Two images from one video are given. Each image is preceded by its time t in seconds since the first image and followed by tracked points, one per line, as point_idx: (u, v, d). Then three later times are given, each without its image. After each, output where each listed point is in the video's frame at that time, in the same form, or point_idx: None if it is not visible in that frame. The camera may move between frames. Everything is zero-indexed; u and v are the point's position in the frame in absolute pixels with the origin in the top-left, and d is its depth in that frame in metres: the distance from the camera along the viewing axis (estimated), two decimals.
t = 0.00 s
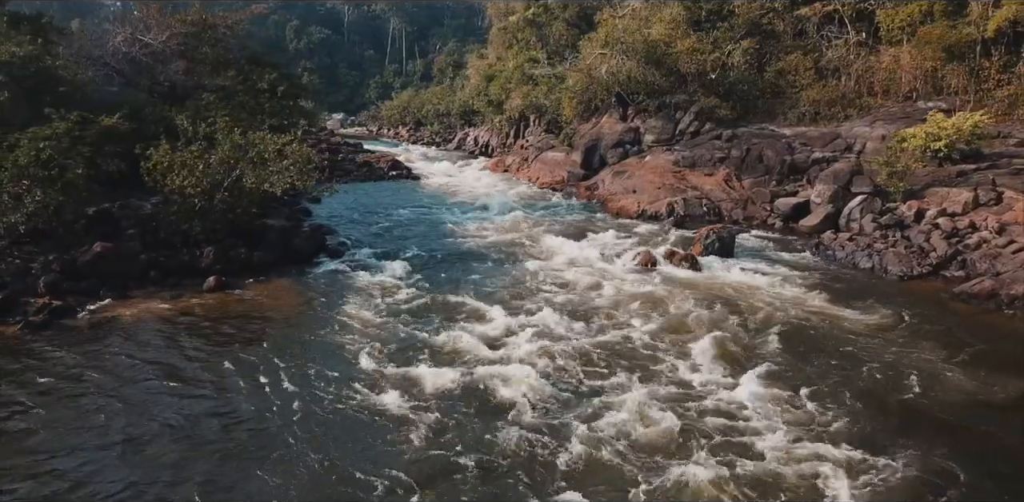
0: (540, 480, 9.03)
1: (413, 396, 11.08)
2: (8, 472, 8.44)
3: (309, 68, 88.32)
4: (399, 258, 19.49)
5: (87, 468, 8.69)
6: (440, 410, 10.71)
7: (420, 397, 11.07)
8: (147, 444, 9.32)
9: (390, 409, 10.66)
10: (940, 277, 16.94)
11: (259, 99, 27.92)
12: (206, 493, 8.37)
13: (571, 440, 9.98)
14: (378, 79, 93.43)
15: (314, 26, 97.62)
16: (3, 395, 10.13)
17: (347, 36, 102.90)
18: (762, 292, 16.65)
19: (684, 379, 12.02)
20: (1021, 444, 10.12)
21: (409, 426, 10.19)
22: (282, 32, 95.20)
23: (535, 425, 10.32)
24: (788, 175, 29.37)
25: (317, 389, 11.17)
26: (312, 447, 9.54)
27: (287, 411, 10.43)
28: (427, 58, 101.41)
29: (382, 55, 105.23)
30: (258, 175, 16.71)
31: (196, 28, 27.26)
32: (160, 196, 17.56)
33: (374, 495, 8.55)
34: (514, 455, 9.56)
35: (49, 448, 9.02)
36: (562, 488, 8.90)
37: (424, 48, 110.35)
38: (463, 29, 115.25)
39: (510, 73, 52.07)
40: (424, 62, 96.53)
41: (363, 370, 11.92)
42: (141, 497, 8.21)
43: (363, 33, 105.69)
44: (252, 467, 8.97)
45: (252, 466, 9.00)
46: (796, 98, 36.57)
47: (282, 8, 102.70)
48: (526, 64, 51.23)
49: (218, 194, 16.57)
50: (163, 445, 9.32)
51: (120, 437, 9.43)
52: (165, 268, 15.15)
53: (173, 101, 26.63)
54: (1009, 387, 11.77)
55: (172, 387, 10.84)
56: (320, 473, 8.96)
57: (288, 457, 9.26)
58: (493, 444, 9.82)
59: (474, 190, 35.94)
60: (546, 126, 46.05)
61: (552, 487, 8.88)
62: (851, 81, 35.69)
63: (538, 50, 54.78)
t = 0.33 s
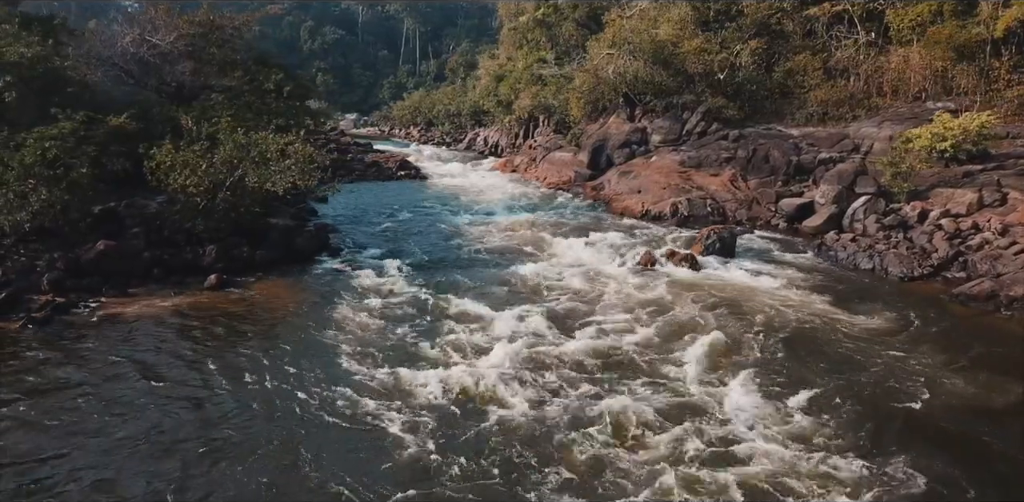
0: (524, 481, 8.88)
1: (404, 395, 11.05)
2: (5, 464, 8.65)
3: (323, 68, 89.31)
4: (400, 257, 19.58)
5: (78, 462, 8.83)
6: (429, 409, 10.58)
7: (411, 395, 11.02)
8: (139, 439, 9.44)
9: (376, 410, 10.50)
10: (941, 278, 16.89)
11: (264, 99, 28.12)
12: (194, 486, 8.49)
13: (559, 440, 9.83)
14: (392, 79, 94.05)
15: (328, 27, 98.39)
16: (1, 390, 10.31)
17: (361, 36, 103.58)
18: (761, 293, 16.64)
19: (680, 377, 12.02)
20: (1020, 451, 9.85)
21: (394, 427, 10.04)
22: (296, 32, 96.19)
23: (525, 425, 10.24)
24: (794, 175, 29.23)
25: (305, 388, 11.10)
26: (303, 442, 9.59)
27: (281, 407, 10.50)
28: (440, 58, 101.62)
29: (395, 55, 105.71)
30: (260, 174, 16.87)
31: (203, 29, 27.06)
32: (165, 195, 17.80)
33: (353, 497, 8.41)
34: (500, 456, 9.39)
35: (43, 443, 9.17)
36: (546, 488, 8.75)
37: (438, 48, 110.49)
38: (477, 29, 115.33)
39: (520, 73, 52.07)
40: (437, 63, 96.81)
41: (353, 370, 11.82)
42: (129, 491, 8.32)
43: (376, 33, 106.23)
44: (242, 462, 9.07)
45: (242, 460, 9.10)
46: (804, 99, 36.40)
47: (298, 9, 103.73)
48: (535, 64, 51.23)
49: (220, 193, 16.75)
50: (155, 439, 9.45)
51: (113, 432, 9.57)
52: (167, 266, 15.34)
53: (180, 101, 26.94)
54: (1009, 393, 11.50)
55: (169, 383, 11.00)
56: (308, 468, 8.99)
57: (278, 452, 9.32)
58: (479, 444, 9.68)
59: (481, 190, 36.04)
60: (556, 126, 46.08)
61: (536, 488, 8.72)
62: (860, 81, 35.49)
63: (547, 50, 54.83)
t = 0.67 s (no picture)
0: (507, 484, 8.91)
1: (399, 394, 11.14)
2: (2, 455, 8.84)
3: (336, 68, 89.96)
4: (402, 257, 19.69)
5: (72, 454, 9.02)
6: (420, 410, 10.67)
7: (404, 393, 11.17)
8: (132, 433, 9.62)
9: (366, 412, 10.54)
10: (941, 279, 16.89)
11: (269, 98, 28.33)
12: (184, 481, 8.61)
13: (547, 442, 9.89)
14: (404, 79, 94.56)
15: (341, 28, 99.08)
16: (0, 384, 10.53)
17: (374, 37, 104.25)
18: (760, 293, 16.66)
19: (676, 377, 12.08)
20: (1010, 459, 9.76)
21: (382, 429, 10.09)
22: (310, 32, 97.05)
23: (518, 424, 10.31)
24: (800, 176, 29.11)
25: (299, 388, 11.17)
26: (294, 441, 9.66)
27: (276, 405, 10.61)
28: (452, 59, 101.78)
29: (408, 56, 106.16)
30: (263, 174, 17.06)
31: (209, 30, 27.55)
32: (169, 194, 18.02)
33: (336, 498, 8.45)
34: (486, 457, 9.47)
35: (39, 435, 9.38)
36: (531, 491, 8.76)
37: (450, 49, 110.49)
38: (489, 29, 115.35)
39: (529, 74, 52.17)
40: (449, 64, 96.94)
41: (346, 372, 11.89)
42: (119, 483, 8.49)
43: (390, 34, 106.93)
44: (234, 458, 9.19)
45: (234, 457, 9.22)
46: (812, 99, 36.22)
47: (312, 10, 104.71)
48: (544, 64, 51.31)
49: (223, 192, 16.92)
50: (150, 434, 9.61)
51: (109, 425, 9.74)
52: (169, 265, 15.51)
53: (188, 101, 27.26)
54: (1004, 400, 11.37)
55: (167, 379, 11.16)
56: (296, 469, 9.03)
57: (269, 451, 9.41)
58: (466, 445, 9.73)
59: (488, 190, 36.12)
60: (564, 126, 46.10)
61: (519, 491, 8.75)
62: (868, 81, 35.29)
63: (556, 50, 54.88)
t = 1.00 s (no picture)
0: (494, 484, 8.92)
1: (394, 392, 11.21)
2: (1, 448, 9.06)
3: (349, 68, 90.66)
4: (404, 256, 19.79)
5: (68, 447, 9.23)
6: (412, 410, 10.70)
7: (399, 391, 11.28)
8: (129, 428, 9.81)
9: (356, 412, 10.57)
10: (941, 280, 16.86)
11: (275, 98, 28.58)
12: (175, 477, 8.76)
13: (538, 442, 9.90)
14: (417, 79, 95.02)
15: (355, 28, 99.78)
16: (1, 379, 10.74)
17: (388, 37, 104.92)
18: (759, 293, 16.68)
19: (672, 376, 12.12)
20: (1002, 466, 9.67)
21: (372, 429, 10.09)
22: (324, 32, 97.89)
23: (510, 422, 10.36)
24: (805, 176, 29.00)
25: (291, 388, 11.22)
26: (285, 440, 9.73)
27: (270, 404, 10.72)
28: (465, 59, 101.91)
29: (421, 56, 106.61)
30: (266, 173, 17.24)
31: (217, 30, 27.68)
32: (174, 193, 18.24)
33: (320, 498, 8.49)
34: (475, 455, 9.47)
35: (38, 429, 9.58)
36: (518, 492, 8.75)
37: (464, 49, 110.56)
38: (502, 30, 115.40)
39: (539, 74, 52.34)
40: (462, 64, 97.13)
41: (339, 371, 11.94)
42: (111, 477, 8.67)
43: (403, 34, 107.51)
44: (226, 455, 9.31)
45: (225, 453, 9.34)
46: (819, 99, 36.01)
47: (326, 10, 105.66)
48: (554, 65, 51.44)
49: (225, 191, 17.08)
50: (146, 430, 9.78)
51: (107, 420, 9.93)
52: (172, 263, 15.71)
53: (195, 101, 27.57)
54: (1000, 407, 11.25)
55: (166, 376, 11.33)
56: (284, 468, 9.09)
57: (260, 448, 9.51)
58: (456, 443, 9.78)
59: (496, 190, 36.22)
60: (572, 126, 46.11)
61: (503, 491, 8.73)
62: (876, 81, 35.00)
63: (566, 50, 54.86)
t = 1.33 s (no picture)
0: (479, 481, 8.95)
1: (388, 391, 11.35)
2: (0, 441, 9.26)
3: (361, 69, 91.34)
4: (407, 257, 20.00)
5: (65, 441, 9.42)
6: (402, 408, 10.77)
7: (391, 391, 11.34)
8: (125, 424, 9.97)
9: (346, 412, 10.60)
10: (939, 280, 16.89)
11: (280, 98, 28.79)
12: (166, 472, 8.89)
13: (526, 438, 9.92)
14: (429, 79, 95.48)
15: (367, 29, 100.35)
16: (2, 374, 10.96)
17: (400, 38, 105.44)
18: (756, 294, 16.75)
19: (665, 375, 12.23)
20: (993, 473, 9.58)
21: (359, 428, 10.13)
22: (336, 33, 98.59)
23: (501, 419, 10.43)
24: (809, 177, 28.94)
25: (281, 389, 11.25)
26: (274, 440, 9.76)
27: (263, 403, 10.81)
28: (476, 60, 101.99)
29: (433, 56, 106.92)
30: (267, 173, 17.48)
31: (223, 31, 27.79)
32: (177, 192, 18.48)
33: (303, 498, 8.49)
34: (458, 458, 9.40)
35: (36, 423, 9.76)
36: (505, 490, 8.76)
37: (476, 49, 110.46)
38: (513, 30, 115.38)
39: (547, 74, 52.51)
40: (473, 64, 97.28)
41: (332, 370, 12.03)
42: (104, 470, 8.83)
43: (414, 35, 107.93)
44: (215, 453, 9.39)
45: (216, 451, 9.45)
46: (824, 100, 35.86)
47: (339, 11, 106.45)
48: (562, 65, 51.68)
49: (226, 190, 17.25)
50: (142, 426, 9.95)
51: (104, 416, 10.12)
52: (173, 261, 15.91)
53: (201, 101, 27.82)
54: (995, 414, 11.17)
55: (163, 374, 11.50)
56: (273, 466, 9.14)
57: (249, 447, 9.58)
58: (445, 441, 9.82)
59: (500, 191, 36.28)
60: (579, 127, 46.14)
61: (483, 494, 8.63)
62: (884, 82, 35.00)
63: (574, 50, 54.89)
